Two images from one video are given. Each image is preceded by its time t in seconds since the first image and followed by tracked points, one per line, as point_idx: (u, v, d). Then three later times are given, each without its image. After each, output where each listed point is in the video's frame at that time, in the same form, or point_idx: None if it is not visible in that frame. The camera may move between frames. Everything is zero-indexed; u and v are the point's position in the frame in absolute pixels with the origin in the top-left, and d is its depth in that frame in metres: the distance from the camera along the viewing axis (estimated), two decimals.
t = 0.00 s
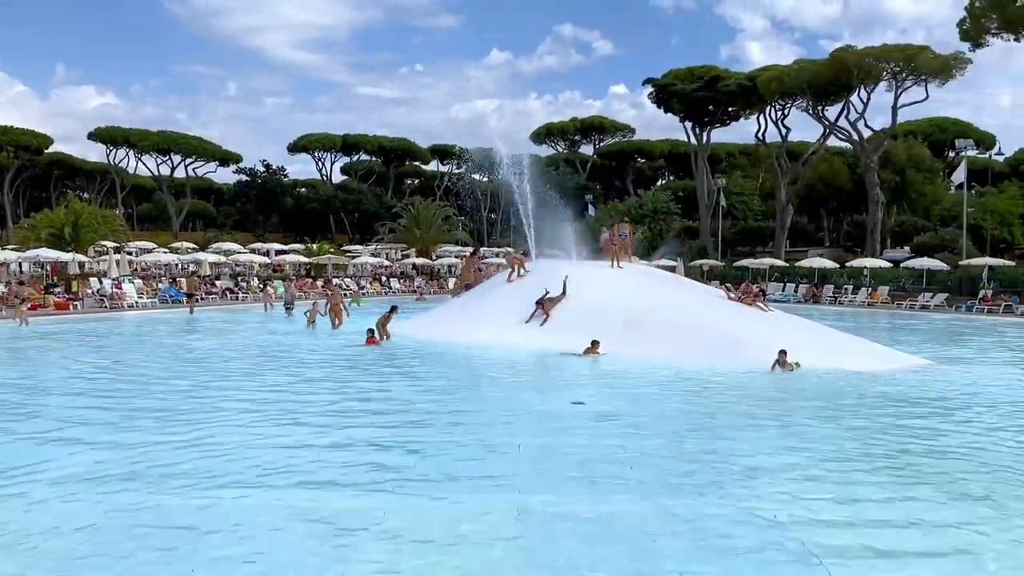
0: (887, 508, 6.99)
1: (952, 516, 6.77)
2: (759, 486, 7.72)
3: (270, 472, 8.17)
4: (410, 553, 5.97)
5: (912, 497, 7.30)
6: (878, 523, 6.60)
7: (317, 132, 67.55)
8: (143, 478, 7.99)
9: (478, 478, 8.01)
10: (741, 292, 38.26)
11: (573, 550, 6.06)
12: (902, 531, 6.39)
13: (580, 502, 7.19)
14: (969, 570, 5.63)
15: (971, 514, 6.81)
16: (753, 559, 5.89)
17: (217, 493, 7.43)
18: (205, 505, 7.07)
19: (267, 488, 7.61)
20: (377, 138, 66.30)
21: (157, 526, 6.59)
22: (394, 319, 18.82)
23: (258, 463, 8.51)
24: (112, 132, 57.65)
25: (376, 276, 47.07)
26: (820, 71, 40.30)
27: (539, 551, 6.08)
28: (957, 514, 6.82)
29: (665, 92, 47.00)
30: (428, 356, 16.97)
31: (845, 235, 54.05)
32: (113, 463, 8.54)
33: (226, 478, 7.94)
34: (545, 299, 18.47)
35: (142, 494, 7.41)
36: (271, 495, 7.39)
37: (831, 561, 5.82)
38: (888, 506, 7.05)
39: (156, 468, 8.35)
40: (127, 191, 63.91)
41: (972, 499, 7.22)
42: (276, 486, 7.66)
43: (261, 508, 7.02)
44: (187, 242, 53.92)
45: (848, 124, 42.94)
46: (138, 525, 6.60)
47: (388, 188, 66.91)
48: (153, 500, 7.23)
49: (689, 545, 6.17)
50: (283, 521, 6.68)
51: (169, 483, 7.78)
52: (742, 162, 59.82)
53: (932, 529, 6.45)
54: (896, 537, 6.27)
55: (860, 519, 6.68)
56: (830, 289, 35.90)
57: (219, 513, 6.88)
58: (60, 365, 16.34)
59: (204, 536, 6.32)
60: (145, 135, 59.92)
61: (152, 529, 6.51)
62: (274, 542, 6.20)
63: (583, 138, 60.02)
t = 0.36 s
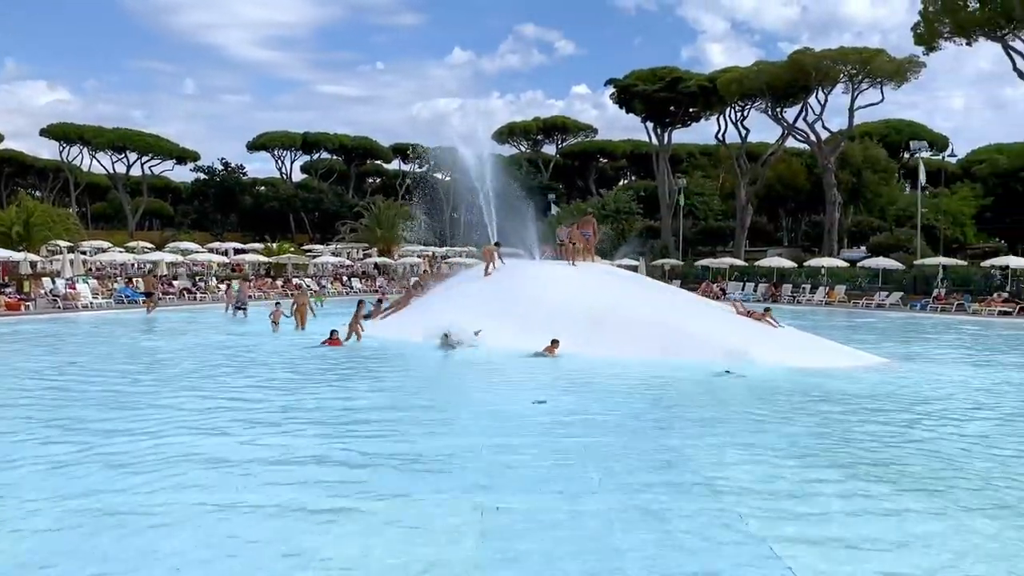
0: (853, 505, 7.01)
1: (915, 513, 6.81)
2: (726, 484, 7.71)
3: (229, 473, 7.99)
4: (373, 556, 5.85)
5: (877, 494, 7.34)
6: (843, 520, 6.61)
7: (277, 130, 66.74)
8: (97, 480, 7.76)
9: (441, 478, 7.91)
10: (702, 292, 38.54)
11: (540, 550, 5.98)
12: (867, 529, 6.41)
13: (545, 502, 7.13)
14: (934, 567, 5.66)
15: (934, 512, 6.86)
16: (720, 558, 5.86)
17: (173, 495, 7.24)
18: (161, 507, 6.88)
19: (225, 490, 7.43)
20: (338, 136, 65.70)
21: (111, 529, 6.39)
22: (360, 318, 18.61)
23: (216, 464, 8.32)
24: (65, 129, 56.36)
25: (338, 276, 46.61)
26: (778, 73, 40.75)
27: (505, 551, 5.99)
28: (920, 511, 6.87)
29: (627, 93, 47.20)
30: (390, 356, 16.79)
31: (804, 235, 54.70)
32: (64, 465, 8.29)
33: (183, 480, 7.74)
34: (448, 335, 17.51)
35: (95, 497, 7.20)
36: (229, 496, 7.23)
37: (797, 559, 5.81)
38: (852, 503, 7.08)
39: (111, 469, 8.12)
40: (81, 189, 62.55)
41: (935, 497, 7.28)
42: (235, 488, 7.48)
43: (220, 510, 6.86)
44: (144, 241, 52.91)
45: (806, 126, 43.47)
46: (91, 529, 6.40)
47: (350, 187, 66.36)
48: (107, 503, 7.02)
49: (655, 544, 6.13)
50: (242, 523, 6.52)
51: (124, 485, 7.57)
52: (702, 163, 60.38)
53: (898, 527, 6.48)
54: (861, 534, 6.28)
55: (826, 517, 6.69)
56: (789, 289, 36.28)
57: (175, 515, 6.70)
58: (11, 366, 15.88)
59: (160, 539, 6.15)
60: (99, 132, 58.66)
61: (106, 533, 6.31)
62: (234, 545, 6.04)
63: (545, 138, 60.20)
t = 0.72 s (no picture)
0: (816, 502, 7.14)
1: (876, 510, 6.95)
2: (693, 482, 7.81)
3: (195, 475, 7.96)
4: (342, 557, 5.86)
5: (840, 491, 7.47)
6: (806, 517, 6.74)
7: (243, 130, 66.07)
8: (61, 483, 7.70)
9: (410, 478, 7.92)
10: (670, 292, 38.86)
11: (508, 549, 6.04)
12: (830, 526, 6.53)
13: (514, 502, 7.18)
14: (894, 563, 5.78)
15: (895, 508, 7.01)
16: (685, 555, 5.95)
17: (139, 498, 7.20)
18: (127, 510, 6.86)
19: (191, 492, 7.39)
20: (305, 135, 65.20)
21: (75, 533, 6.34)
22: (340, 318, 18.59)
23: (182, 466, 8.27)
24: (24, 127, 55.33)
25: (305, 276, 46.22)
26: (744, 75, 41.18)
27: (472, 550, 6.05)
28: (881, 508, 7.01)
29: (595, 94, 47.43)
30: (360, 357, 16.75)
31: (770, 235, 55.30)
32: (27, 468, 8.20)
33: (148, 483, 7.69)
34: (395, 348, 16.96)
35: (59, 501, 7.14)
36: (196, 499, 7.20)
37: (761, 556, 5.92)
38: (816, 500, 7.21)
39: (75, 473, 8.05)
40: (42, 188, 61.46)
41: (895, 493, 7.43)
42: (201, 490, 7.45)
43: (186, 513, 6.83)
44: (107, 242, 52.08)
45: (771, 127, 43.98)
46: (53, 533, 6.34)
47: (318, 187, 65.92)
48: (70, 507, 6.97)
49: (622, 542, 6.21)
50: (209, 526, 6.50)
51: (88, 489, 7.51)
52: (670, 164, 60.85)
53: (860, 523, 6.60)
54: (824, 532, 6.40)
55: (790, 514, 6.80)
56: (754, 288, 36.71)
57: (141, 519, 6.66)
58: None
59: (126, 542, 6.12)
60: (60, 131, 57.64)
61: (69, 537, 6.26)
62: (200, 548, 6.02)
63: (514, 138, 60.20)
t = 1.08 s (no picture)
0: (784, 501, 7.29)
1: (842, 508, 7.10)
2: (662, 481, 7.93)
3: (169, 477, 7.93)
4: (317, 558, 5.88)
5: (806, 490, 7.63)
6: (776, 515, 6.88)
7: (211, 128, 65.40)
8: (28, 486, 7.61)
9: (385, 479, 7.97)
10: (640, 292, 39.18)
11: (483, 549, 6.09)
12: (796, 524, 6.68)
13: (488, 502, 7.24)
14: (858, 559, 5.93)
15: (860, 506, 7.17)
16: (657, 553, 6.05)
17: (111, 500, 7.15)
18: (97, 510, 6.87)
19: (164, 494, 7.36)
20: (274, 135, 64.69)
21: (43, 538, 6.28)
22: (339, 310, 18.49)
23: (154, 468, 8.23)
24: None
25: (275, 276, 45.92)
26: (713, 77, 41.53)
27: (441, 546, 6.16)
28: (848, 506, 7.17)
29: (566, 95, 47.63)
30: (330, 357, 16.72)
31: (738, 236, 55.89)
32: None
33: (120, 485, 7.65)
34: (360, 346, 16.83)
35: (28, 502, 7.14)
36: (169, 500, 7.18)
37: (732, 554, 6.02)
38: (783, 498, 7.37)
39: (42, 476, 7.97)
40: (5, 187, 60.36)
41: (858, 491, 7.61)
42: (172, 493, 7.40)
43: (156, 512, 6.86)
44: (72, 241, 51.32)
45: (740, 129, 44.43)
46: (24, 537, 6.29)
47: (287, 187, 65.46)
48: (40, 508, 6.97)
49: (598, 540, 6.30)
50: (184, 528, 6.49)
51: (59, 492, 7.44)
52: (640, 165, 61.26)
53: (825, 520, 6.77)
54: (793, 530, 6.53)
55: (761, 513, 6.94)
56: (723, 288, 37.10)
57: (111, 518, 6.69)
58: None
59: (98, 545, 6.10)
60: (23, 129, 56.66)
61: (44, 539, 6.21)
62: (175, 549, 6.02)
63: (486, 138, 59.85)
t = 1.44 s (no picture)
0: (761, 500, 7.29)
1: (819, 507, 7.11)
2: (640, 481, 7.90)
3: (138, 478, 7.76)
4: (292, 560, 5.77)
5: (783, 490, 7.64)
6: (754, 515, 6.87)
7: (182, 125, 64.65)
8: None
9: (354, 478, 7.87)
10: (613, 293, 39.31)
11: (461, 550, 6.01)
12: (774, 523, 6.67)
13: (465, 502, 7.16)
14: (837, 558, 5.92)
15: (837, 505, 7.18)
16: (636, 553, 6.01)
17: (78, 502, 6.99)
18: (54, 512, 6.72)
19: (134, 495, 7.20)
20: (246, 132, 64.09)
21: None
22: (330, 303, 18.28)
23: (119, 469, 8.08)
24: None
25: (246, 274, 45.52)
26: (687, 79, 41.75)
27: (403, 546, 6.10)
28: (824, 505, 7.19)
29: (540, 95, 47.63)
30: (301, 357, 16.58)
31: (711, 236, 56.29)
32: None
33: (83, 486, 7.49)
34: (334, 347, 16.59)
35: None
36: (134, 501, 7.04)
37: (711, 554, 5.99)
38: (760, 498, 7.36)
39: None
40: None
41: (834, 490, 7.63)
42: (133, 494, 7.26)
43: (114, 514, 6.72)
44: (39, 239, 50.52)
45: (713, 131, 44.70)
46: None
47: (259, 185, 64.90)
48: None
49: (576, 540, 6.24)
50: (154, 530, 6.34)
51: (20, 494, 7.27)
52: (614, 165, 61.48)
53: (801, 519, 6.78)
54: (771, 529, 6.52)
55: (738, 513, 6.92)
56: (695, 288, 37.38)
57: (68, 520, 6.54)
58: None
59: (53, 547, 5.97)
60: None
61: None
62: (145, 552, 5.87)
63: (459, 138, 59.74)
